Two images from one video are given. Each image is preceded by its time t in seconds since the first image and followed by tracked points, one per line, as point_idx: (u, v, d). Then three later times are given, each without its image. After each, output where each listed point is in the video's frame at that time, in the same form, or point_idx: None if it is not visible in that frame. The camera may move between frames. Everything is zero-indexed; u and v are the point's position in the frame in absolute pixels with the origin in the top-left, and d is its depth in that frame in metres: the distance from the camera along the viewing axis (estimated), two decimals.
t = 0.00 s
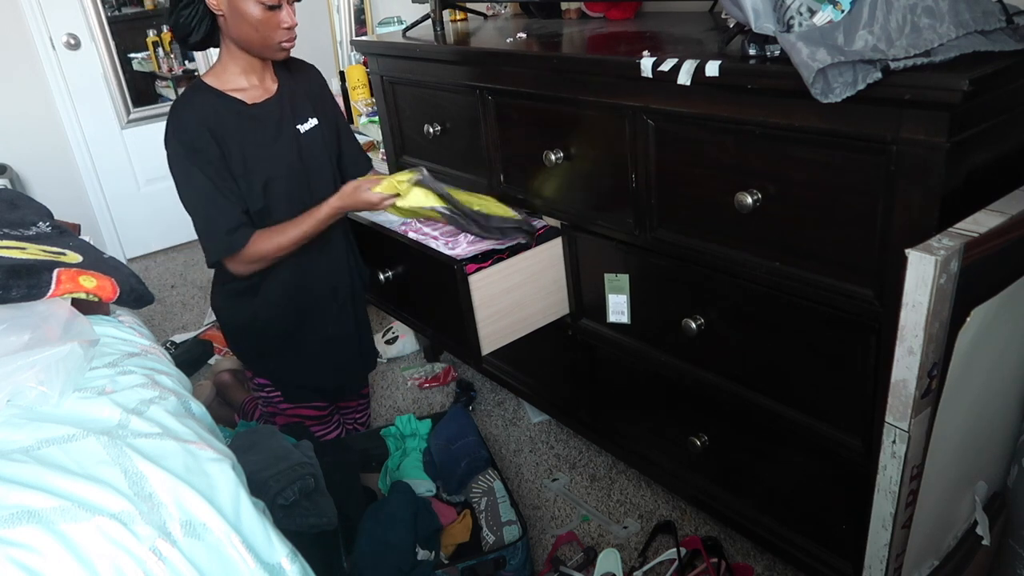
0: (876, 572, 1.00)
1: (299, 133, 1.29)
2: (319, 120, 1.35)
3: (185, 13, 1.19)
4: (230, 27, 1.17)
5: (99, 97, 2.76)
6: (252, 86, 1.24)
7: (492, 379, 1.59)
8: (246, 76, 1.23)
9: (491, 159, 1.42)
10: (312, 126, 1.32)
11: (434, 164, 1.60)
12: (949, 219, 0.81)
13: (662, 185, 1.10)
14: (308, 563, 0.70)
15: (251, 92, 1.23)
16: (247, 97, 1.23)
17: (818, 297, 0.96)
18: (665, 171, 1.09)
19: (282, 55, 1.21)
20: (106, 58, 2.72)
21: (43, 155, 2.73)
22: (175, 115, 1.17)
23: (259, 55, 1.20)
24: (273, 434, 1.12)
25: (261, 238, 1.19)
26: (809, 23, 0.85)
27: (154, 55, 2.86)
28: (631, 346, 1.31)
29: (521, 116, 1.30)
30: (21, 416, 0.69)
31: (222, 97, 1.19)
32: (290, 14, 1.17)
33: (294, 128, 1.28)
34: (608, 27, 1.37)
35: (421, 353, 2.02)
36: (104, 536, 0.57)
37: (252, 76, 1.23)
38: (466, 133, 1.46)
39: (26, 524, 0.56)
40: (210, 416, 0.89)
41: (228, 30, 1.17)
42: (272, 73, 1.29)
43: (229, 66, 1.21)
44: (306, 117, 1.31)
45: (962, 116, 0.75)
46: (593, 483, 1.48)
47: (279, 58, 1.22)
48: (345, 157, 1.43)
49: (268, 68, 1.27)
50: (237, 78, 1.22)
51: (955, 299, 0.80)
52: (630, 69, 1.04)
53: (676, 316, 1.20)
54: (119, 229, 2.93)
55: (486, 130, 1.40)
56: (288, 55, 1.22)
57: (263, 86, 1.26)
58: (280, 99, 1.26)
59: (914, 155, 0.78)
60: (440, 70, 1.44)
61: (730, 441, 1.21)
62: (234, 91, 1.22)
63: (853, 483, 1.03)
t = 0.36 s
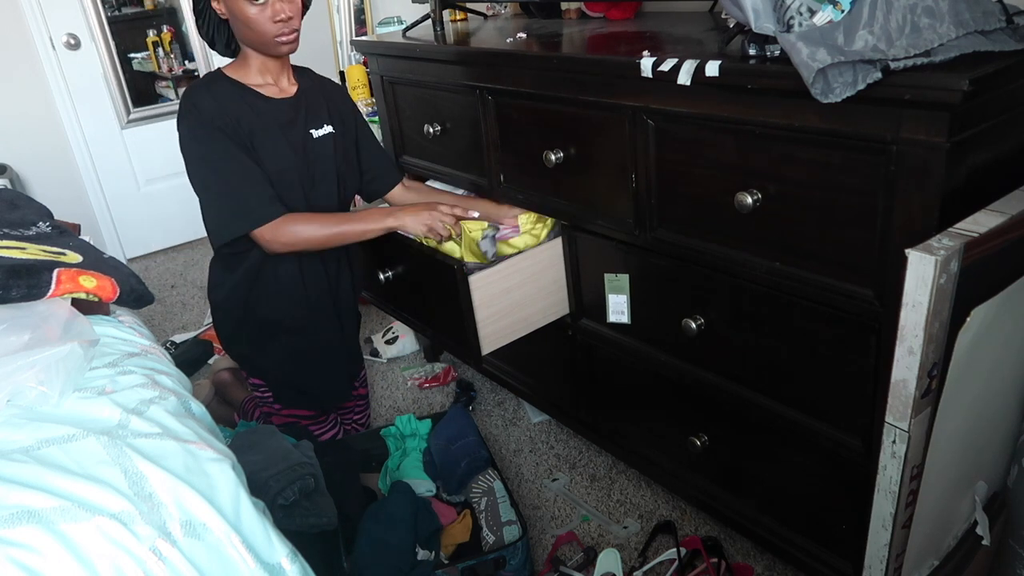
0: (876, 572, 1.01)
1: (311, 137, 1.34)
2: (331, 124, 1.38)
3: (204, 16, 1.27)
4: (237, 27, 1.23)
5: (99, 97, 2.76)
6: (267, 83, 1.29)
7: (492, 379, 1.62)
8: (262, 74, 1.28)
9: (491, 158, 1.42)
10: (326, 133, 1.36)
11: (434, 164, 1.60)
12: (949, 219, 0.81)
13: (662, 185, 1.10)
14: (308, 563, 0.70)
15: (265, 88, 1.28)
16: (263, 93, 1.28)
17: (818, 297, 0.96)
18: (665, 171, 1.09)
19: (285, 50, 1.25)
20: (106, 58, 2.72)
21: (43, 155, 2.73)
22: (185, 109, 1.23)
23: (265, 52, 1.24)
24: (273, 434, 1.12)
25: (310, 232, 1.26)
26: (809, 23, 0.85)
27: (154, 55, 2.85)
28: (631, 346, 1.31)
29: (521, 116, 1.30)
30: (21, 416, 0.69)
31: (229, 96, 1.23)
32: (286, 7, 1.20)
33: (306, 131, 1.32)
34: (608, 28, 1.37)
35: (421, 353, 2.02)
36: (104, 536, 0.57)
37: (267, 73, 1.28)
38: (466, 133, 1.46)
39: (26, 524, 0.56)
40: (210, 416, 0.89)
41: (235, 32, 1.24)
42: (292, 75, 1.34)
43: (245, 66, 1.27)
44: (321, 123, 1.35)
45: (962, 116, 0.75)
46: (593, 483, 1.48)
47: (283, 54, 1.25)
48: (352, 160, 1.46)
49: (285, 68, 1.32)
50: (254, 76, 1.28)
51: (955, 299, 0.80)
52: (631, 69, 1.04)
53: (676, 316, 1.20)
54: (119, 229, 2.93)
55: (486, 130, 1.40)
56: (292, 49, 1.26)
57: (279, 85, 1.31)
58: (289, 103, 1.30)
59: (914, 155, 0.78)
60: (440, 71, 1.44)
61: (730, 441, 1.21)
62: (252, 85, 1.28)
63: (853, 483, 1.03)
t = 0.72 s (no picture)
0: (876, 572, 1.01)
1: (311, 135, 1.34)
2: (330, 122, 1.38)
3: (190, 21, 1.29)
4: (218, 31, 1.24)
5: (99, 97, 2.76)
6: (259, 84, 1.29)
7: (493, 379, 1.60)
8: (254, 77, 1.29)
9: (491, 158, 1.42)
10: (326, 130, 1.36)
11: (434, 164, 1.60)
12: (949, 219, 0.81)
13: (662, 185, 1.10)
14: (308, 563, 0.70)
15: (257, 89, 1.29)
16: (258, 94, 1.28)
17: (818, 297, 0.96)
18: (665, 171, 1.09)
19: (263, 50, 1.24)
20: (106, 58, 2.72)
21: (43, 155, 2.73)
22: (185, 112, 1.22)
23: (246, 55, 1.25)
24: (273, 434, 1.12)
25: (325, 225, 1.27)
26: (809, 23, 0.85)
27: (154, 55, 2.85)
28: (631, 346, 1.32)
29: (521, 116, 1.30)
30: (21, 416, 0.69)
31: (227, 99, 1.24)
32: (256, 7, 1.20)
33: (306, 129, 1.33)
34: (607, 28, 1.37)
35: (421, 353, 2.02)
36: (105, 536, 0.57)
37: (258, 74, 1.29)
38: (466, 132, 1.46)
39: (26, 524, 0.56)
40: (210, 416, 0.89)
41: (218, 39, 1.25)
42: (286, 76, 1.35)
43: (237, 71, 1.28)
44: (319, 120, 1.35)
45: (962, 116, 0.75)
46: (593, 483, 1.48)
47: (263, 55, 1.25)
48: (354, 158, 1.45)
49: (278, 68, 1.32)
50: (246, 80, 1.28)
51: (955, 299, 0.80)
52: (631, 69, 1.04)
53: (676, 316, 1.20)
54: (119, 229, 2.93)
55: (486, 130, 1.40)
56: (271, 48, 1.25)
57: (272, 85, 1.31)
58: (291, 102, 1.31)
59: (914, 155, 0.78)
60: (440, 71, 1.44)
61: (730, 441, 1.21)
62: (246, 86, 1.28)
63: (853, 483, 1.03)
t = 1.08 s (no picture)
0: (876, 572, 1.01)
1: (312, 138, 1.33)
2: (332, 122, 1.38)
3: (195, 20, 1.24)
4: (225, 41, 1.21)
5: (99, 97, 2.76)
6: (257, 89, 1.27)
7: (492, 379, 1.59)
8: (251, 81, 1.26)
9: (491, 158, 1.42)
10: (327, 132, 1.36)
11: (434, 164, 1.60)
12: (949, 219, 0.81)
13: (662, 185, 1.10)
14: (308, 563, 0.70)
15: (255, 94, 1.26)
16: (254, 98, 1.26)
17: (819, 297, 0.96)
18: (665, 172, 1.09)
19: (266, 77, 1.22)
20: (106, 58, 2.72)
21: (43, 155, 2.74)
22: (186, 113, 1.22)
23: (247, 71, 1.22)
24: (274, 434, 1.12)
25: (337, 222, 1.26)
26: (809, 23, 0.85)
27: (154, 55, 2.85)
28: (631, 346, 1.32)
29: (521, 116, 1.30)
30: (21, 416, 0.69)
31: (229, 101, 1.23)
32: (266, 46, 1.16)
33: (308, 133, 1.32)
34: (607, 28, 1.37)
35: (421, 353, 2.02)
36: (104, 536, 0.57)
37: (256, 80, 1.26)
38: (466, 133, 1.46)
39: (26, 524, 0.56)
40: (210, 416, 0.89)
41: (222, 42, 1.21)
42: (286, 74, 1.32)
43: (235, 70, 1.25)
44: (320, 121, 1.34)
45: (962, 116, 0.75)
46: (593, 483, 1.48)
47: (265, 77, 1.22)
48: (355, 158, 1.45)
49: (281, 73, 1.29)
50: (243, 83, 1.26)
51: (954, 299, 0.80)
52: (631, 68, 1.04)
53: (676, 316, 1.20)
54: (119, 229, 2.93)
55: (486, 130, 1.40)
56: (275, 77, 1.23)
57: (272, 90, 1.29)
58: (295, 101, 1.31)
59: (914, 155, 0.78)
60: (440, 71, 1.44)
61: (730, 441, 1.21)
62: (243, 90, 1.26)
63: (853, 483, 1.03)
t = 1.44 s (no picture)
0: (875, 572, 1.01)
1: (304, 143, 1.26)
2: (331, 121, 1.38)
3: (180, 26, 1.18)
4: (224, 59, 1.14)
5: (99, 97, 2.76)
6: (246, 102, 1.20)
7: (492, 379, 1.59)
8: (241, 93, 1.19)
9: (491, 158, 1.42)
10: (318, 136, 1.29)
11: (434, 164, 1.60)
12: (949, 219, 0.81)
13: (662, 185, 1.10)
14: (308, 563, 0.70)
15: (243, 109, 1.19)
16: (241, 114, 1.19)
17: (819, 297, 0.96)
18: (665, 172, 1.09)
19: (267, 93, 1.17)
20: (106, 58, 2.72)
21: (43, 155, 2.74)
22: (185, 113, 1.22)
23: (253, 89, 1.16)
24: (272, 434, 1.12)
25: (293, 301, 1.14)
26: (809, 23, 0.85)
27: (154, 55, 2.85)
28: (631, 346, 1.32)
29: (521, 116, 1.30)
30: (21, 416, 0.69)
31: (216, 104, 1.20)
32: (285, 66, 1.12)
33: (300, 139, 1.25)
34: (608, 28, 1.36)
35: (421, 353, 2.02)
36: (104, 536, 0.57)
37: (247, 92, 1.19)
38: (467, 133, 1.46)
39: (26, 524, 0.56)
40: (210, 416, 0.89)
41: (221, 59, 1.14)
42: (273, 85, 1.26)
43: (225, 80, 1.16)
44: (312, 127, 1.28)
45: (962, 116, 0.75)
46: (593, 483, 1.48)
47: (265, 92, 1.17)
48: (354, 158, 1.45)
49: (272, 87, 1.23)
50: (232, 95, 1.18)
51: (954, 299, 0.80)
52: (631, 68, 1.04)
53: (676, 316, 1.20)
54: (119, 229, 2.93)
55: (486, 130, 1.40)
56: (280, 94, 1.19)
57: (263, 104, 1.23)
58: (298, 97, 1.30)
59: (914, 155, 0.78)
60: (440, 71, 1.44)
61: (731, 441, 1.21)
62: (227, 107, 1.18)
63: (854, 483, 1.03)
